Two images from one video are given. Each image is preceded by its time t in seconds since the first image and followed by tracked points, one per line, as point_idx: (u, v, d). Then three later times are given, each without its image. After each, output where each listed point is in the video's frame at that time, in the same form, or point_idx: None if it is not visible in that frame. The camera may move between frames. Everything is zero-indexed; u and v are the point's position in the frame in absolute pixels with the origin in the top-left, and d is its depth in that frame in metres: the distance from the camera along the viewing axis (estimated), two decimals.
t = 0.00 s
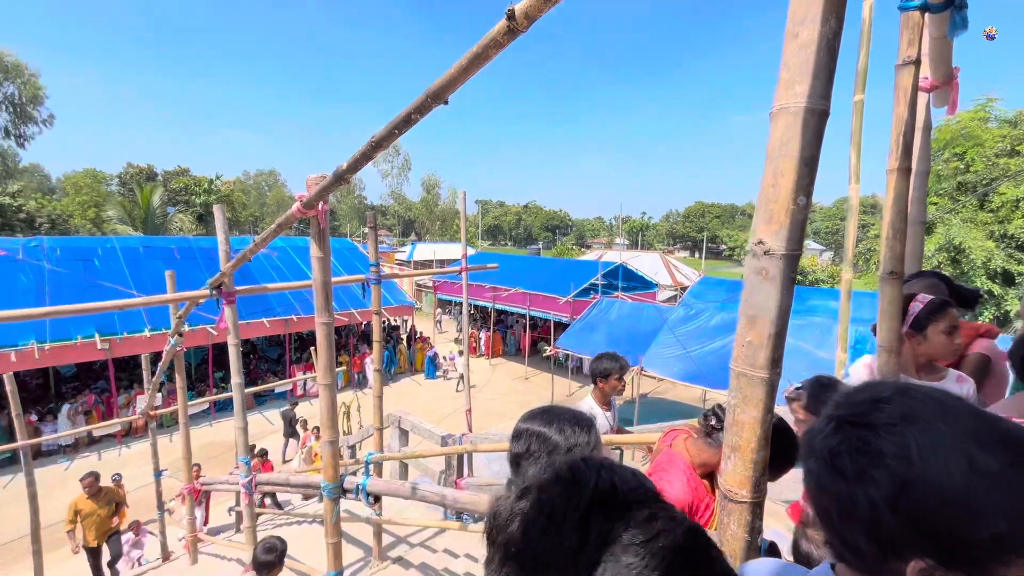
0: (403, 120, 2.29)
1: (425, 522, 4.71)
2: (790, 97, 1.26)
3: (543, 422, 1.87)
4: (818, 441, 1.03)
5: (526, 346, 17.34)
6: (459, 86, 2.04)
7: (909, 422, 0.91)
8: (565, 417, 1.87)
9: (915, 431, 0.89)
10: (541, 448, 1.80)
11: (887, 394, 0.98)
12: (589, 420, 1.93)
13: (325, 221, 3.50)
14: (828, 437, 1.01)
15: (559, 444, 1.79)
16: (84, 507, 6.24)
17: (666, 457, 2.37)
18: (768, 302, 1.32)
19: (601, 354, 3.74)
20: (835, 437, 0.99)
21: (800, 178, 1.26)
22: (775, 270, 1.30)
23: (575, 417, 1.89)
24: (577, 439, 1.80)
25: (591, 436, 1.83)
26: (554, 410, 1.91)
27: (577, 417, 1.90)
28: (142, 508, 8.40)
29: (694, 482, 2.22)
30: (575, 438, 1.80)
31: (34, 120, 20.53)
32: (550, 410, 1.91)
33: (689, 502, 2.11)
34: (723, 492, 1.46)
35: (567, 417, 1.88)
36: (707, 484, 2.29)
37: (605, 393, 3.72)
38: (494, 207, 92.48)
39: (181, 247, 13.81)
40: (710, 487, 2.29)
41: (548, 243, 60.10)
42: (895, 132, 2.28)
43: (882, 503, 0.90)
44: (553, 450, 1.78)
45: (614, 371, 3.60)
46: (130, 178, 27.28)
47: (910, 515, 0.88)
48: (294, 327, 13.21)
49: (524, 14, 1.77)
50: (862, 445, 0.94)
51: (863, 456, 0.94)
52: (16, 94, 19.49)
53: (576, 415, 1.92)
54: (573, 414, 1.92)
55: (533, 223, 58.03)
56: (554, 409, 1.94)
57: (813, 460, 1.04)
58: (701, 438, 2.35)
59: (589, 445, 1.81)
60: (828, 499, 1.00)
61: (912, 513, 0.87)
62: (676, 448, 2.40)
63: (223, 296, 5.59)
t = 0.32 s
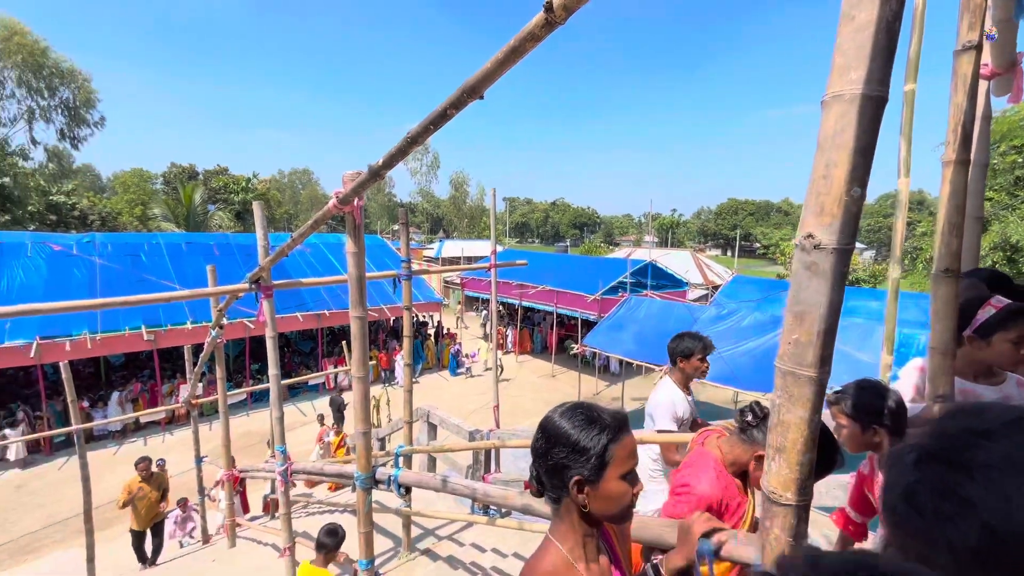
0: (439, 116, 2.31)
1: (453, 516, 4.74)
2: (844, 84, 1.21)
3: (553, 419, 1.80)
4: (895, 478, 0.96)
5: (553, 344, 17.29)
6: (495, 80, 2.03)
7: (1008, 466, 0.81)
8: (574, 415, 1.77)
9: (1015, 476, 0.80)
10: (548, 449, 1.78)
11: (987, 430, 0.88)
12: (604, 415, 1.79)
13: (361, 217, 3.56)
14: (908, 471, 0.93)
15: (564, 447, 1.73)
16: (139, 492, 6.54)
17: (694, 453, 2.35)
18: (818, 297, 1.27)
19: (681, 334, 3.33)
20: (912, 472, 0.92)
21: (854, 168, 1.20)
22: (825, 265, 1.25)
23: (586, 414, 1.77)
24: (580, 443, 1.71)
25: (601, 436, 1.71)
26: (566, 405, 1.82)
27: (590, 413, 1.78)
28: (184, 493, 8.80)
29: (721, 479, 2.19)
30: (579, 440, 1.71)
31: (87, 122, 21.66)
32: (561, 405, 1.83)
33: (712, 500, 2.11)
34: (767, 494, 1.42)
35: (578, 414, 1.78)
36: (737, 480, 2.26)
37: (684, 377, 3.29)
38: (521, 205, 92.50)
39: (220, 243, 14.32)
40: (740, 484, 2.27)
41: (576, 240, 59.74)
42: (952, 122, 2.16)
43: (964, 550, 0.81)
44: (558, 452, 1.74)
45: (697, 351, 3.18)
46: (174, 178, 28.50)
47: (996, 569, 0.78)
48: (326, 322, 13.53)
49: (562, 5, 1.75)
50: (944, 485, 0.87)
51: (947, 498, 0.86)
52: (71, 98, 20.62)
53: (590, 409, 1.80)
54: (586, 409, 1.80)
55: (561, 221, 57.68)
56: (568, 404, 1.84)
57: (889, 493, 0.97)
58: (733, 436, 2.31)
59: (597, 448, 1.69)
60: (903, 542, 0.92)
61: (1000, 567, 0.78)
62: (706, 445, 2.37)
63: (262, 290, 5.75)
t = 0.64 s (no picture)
0: (472, 111, 2.31)
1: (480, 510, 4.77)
2: (901, 68, 1.15)
3: (570, 422, 1.76)
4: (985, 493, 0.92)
5: (579, 342, 17.20)
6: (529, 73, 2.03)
7: None
8: (591, 420, 1.71)
9: None
10: (566, 455, 1.74)
11: None
12: (624, 418, 1.71)
13: (393, 213, 3.62)
14: (998, 490, 0.90)
15: (581, 454, 1.68)
16: (183, 470, 6.85)
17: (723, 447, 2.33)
18: (869, 293, 1.21)
19: (734, 316, 3.23)
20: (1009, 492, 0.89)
21: (910, 157, 1.14)
22: (878, 259, 1.19)
23: (604, 418, 1.70)
24: (597, 450, 1.65)
25: (620, 442, 1.64)
26: (584, 408, 1.76)
27: (608, 417, 1.70)
28: (222, 480, 9.18)
29: (747, 473, 2.15)
30: (596, 447, 1.65)
31: (135, 125, 22.76)
32: (578, 408, 1.76)
33: (731, 490, 2.08)
34: (809, 495, 1.37)
35: (595, 417, 1.71)
36: (768, 479, 2.17)
37: (739, 362, 3.17)
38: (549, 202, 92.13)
39: (257, 240, 14.82)
40: (771, 485, 2.17)
41: (604, 238, 59.10)
42: (1014, 110, 2.03)
43: None
44: (576, 459, 1.70)
45: (751, 335, 3.10)
46: (215, 177, 29.65)
47: None
48: (356, 317, 13.84)
49: None
50: None
51: None
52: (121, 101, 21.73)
53: (609, 412, 1.72)
54: (604, 412, 1.72)
55: (589, 218, 57.18)
56: (585, 408, 1.78)
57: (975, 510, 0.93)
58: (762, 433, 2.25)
59: (615, 455, 1.62)
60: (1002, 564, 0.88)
61: None
62: (740, 439, 2.34)
63: (298, 285, 5.91)
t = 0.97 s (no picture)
0: (511, 107, 2.31)
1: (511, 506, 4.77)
2: (977, 51, 1.07)
3: (605, 426, 1.71)
4: None
5: (611, 342, 17.01)
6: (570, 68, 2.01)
7: None
8: (629, 423, 1.66)
9: None
10: (603, 461, 1.69)
11: None
12: (663, 420, 1.66)
13: (429, 210, 3.67)
14: None
15: (620, 460, 1.63)
16: (224, 461, 7.12)
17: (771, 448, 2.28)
18: (937, 291, 1.14)
19: (803, 316, 2.97)
20: None
21: (985, 147, 1.06)
22: (946, 255, 1.11)
23: (642, 421, 1.65)
24: (638, 455, 1.60)
25: (661, 446, 1.59)
26: (619, 411, 1.71)
27: (647, 420, 1.66)
28: (263, 468, 9.57)
29: (792, 470, 2.10)
30: (637, 453, 1.60)
31: (183, 128, 23.88)
32: (613, 412, 1.72)
33: (768, 483, 2.06)
34: (865, 501, 1.32)
35: (632, 421, 1.66)
36: (817, 482, 2.08)
37: (810, 365, 2.86)
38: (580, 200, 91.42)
39: (296, 238, 15.30)
40: (820, 488, 2.07)
41: (636, 236, 58.21)
42: None
43: None
44: (615, 465, 1.65)
45: (824, 335, 2.82)
46: (256, 177, 30.80)
47: None
48: (390, 314, 14.09)
49: None
50: None
51: None
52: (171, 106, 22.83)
53: (646, 416, 1.67)
54: (641, 415, 1.68)
55: (621, 216, 56.41)
56: (620, 410, 1.73)
57: None
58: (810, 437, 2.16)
59: (656, 460, 1.58)
60: None
61: None
62: (796, 440, 2.27)
63: (336, 282, 6.04)
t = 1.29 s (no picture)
0: (557, 104, 2.28)
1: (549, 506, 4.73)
2: None
3: (650, 429, 1.66)
4: None
5: (650, 344, 16.66)
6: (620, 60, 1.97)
7: None
8: (678, 425, 1.60)
9: None
10: (651, 465, 1.64)
11: None
12: (713, 421, 1.61)
13: (472, 209, 3.70)
14: None
15: (670, 464, 1.58)
16: (273, 449, 7.41)
17: (860, 456, 2.17)
18: None
19: (892, 304, 2.74)
20: None
21: None
22: None
23: (692, 423, 1.60)
24: (690, 459, 1.55)
25: (714, 448, 1.54)
26: (666, 413, 1.66)
27: (697, 422, 1.61)
28: (307, 460, 9.93)
29: (879, 486, 1.99)
30: (688, 457, 1.55)
31: (236, 134, 25.11)
32: (659, 413, 1.66)
33: (849, 495, 1.99)
34: (942, 513, 1.19)
35: (680, 423, 1.61)
36: (913, 503, 1.93)
37: (898, 359, 2.63)
38: (618, 199, 90.06)
39: (340, 238, 15.79)
40: (915, 509, 1.91)
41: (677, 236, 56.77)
42: None
43: None
44: (663, 469, 1.60)
45: (915, 325, 2.57)
46: (303, 180, 32.02)
47: None
48: (429, 313, 14.30)
49: None
50: None
51: None
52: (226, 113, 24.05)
53: (695, 417, 1.62)
54: (690, 417, 1.62)
55: (661, 216, 55.18)
56: (666, 411, 1.68)
57: None
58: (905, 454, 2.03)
59: (710, 464, 1.53)
60: None
61: None
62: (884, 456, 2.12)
63: (380, 280, 6.17)
